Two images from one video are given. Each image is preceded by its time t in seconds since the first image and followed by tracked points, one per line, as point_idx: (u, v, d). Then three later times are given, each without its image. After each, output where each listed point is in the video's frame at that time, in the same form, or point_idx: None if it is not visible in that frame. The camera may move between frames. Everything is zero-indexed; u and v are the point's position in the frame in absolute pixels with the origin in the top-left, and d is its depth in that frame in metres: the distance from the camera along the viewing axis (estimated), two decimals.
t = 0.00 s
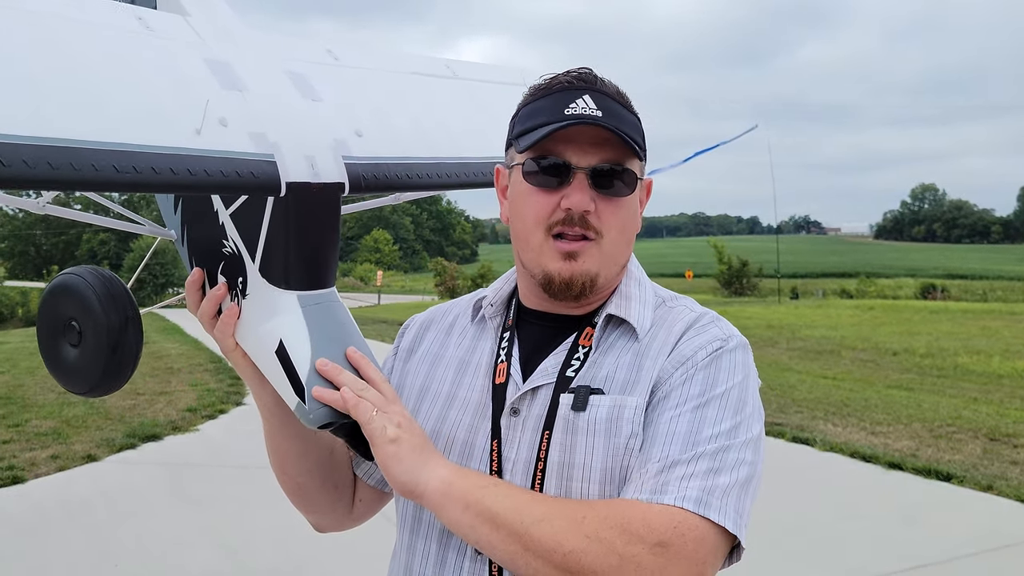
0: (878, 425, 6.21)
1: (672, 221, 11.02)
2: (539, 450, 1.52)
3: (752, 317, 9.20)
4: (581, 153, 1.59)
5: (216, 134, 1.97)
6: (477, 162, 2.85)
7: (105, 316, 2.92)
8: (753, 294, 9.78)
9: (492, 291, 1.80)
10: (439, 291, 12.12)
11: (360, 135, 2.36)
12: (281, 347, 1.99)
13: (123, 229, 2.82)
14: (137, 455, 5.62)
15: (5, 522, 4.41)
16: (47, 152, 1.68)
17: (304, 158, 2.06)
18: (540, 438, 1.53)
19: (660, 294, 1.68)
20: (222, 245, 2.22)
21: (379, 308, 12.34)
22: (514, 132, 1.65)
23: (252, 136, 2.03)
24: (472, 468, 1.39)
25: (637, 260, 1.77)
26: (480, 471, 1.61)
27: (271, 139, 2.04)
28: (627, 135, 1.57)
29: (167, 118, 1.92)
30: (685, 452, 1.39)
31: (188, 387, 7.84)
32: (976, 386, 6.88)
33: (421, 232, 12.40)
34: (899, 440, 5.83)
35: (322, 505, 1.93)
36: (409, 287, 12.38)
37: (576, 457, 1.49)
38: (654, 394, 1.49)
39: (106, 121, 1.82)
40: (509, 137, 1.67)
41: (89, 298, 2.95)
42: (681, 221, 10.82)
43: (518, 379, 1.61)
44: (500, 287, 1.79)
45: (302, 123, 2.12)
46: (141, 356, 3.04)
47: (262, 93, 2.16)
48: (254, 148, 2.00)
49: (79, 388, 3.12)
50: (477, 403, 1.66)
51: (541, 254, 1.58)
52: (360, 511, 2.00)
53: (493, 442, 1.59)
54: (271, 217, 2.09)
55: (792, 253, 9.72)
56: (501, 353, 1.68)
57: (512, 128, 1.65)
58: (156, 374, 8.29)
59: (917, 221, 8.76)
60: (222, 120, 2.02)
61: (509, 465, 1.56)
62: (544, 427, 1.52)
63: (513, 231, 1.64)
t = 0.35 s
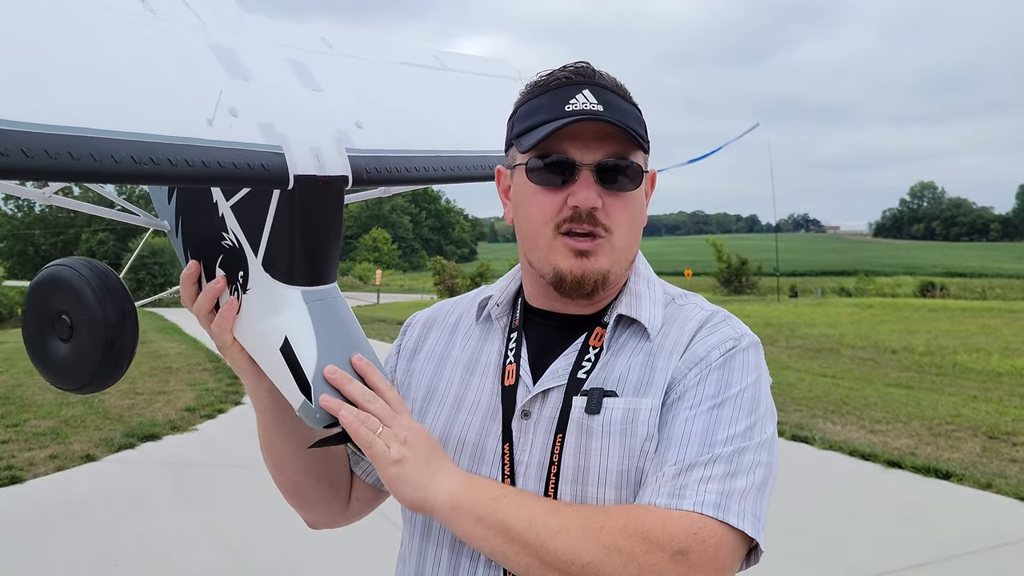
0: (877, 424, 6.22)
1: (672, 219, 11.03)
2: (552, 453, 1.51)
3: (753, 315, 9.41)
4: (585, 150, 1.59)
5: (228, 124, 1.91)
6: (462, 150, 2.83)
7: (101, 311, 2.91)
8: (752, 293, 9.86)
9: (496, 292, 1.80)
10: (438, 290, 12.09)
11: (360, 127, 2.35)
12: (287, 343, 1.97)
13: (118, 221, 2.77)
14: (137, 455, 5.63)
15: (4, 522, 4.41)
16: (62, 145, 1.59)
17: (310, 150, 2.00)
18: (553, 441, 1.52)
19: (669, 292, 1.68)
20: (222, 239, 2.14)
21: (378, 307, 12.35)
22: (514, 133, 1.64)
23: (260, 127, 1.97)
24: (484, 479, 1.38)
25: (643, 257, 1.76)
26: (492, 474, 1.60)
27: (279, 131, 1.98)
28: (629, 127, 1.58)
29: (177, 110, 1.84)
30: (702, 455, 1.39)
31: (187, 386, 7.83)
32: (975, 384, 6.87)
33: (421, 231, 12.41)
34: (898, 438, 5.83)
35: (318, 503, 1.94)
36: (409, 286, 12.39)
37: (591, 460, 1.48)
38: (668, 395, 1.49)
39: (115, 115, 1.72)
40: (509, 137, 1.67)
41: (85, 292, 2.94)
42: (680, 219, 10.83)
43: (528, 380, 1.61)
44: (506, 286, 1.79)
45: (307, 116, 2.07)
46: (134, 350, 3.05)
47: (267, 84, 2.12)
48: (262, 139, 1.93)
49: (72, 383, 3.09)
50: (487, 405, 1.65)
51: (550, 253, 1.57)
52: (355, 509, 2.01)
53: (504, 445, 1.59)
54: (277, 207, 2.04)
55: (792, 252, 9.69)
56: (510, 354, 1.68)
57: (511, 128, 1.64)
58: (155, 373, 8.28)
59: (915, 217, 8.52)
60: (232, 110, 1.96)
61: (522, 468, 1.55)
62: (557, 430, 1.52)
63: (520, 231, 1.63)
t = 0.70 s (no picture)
0: (870, 422, 6.24)
1: (665, 218, 11.04)
2: (555, 453, 1.51)
3: (746, 314, 9.41)
4: (587, 149, 1.59)
5: (192, 120, 1.95)
6: (437, 157, 2.82)
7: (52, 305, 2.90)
8: (746, 291, 9.90)
9: (498, 291, 1.80)
10: (432, 289, 12.06)
11: (330, 129, 2.36)
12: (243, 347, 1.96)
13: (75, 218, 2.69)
14: (128, 455, 5.60)
15: None
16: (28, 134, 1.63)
17: (275, 149, 1.99)
18: (556, 441, 1.52)
19: (673, 291, 1.67)
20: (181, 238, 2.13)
21: (371, 307, 12.32)
22: (515, 130, 1.64)
23: (226, 124, 1.97)
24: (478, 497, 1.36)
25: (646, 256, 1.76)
26: (495, 474, 1.60)
27: (247, 129, 1.97)
28: (631, 124, 1.57)
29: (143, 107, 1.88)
30: (704, 455, 1.39)
31: (179, 386, 7.80)
32: (968, 381, 6.90)
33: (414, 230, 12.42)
34: (891, 436, 5.85)
35: (299, 500, 1.91)
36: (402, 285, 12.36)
37: (594, 461, 1.48)
38: (672, 395, 1.48)
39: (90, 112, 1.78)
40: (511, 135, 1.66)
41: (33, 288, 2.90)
42: (673, 218, 10.84)
43: (531, 380, 1.60)
44: (509, 285, 1.78)
45: (274, 113, 2.06)
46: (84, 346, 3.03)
47: (234, 79, 2.16)
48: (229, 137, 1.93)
49: (16, 382, 3.05)
50: (490, 404, 1.65)
51: (554, 254, 1.56)
52: (340, 506, 1.95)
53: (508, 445, 1.59)
54: (240, 206, 2.00)
55: (785, 249, 9.62)
56: (513, 354, 1.67)
57: (514, 127, 1.64)
58: (147, 373, 8.25)
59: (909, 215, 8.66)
60: (198, 106, 1.99)
61: (526, 469, 1.55)
62: (560, 430, 1.51)
63: (522, 231, 1.62)
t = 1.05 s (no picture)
0: (864, 418, 6.26)
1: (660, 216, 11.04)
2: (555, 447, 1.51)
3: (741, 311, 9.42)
4: (598, 144, 1.58)
5: (138, 119, 1.81)
6: (405, 126, 2.70)
7: (31, 325, 2.84)
8: (741, 288, 9.95)
9: (501, 286, 1.80)
10: (427, 287, 12.03)
11: (291, 110, 2.26)
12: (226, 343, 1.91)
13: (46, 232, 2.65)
14: (123, 453, 5.57)
15: None
16: None
17: (236, 142, 1.91)
18: (556, 435, 1.52)
19: (674, 286, 1.67)
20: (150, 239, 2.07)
21: (366, 304, 12.30)
22: (526, 125, 1.63)
23: (176, 118, 1.87)
24: (471, 481, 1.34)
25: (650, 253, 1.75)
26: (497, 469, 1.60)
27: (198, 122, 1.88)
28: (642, 120, 1.57)
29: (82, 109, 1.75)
30: (695, 446, 1.39)
31: (174, 383, 7.78)
32: (962, 377, 6.91)
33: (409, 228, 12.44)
34: (886, 432, 5.86)
35: (298, 496, 1.93)
36: (397, 283, 12.32)
37: (589, 451, 1.48)
38: (669, 388, 1.48)
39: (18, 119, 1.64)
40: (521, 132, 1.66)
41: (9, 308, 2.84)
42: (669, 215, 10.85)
43: (533, 375, 1.60)
44: (512, 280, 1.78)
45: (225, 102, 1.97)
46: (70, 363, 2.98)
47: (182, 73, 2.05)
48: (180, 132, 1.84)
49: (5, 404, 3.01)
50: (492, 399, 1.64)
51: (562, 248, 1.56)
52: (341, 499, 1.99)
53: (510, 440, 1.59)
54: (204, 203, 1.96)
55: (779, 247, 9.75)
56: (515, 349, 1.67)
57: (524, 121, 1.63)
58: (142, 371, 8.21)
59: (903, 212, 8.79)
60: (143, 104, 1.86)
61: (527, 463, 1.55)
62: (560, 424, 1.51)
63: (530, 226, 1.62)
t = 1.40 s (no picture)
0: (861, 415, 6.27)
1: (657, 213, 11.05)
2: (555, 445, 1.51)
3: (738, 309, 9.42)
4: (587, 143, 1.58)
5: (128, 159, 1.84)
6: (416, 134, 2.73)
7: (48, 360, 2.82)
8: (738, 286, 9.97)
9: (499, 286, 1.80)
10: (424, 285, 12.01)
11: (291, 133, 2.29)
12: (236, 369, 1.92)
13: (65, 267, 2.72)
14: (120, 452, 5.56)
15: None
16: None
17: (231, 170, 1.94)
18: (556, 433, 1.52)
19: (672, 283, 1.67)
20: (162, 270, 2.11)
21: (363, 302, 12.28)
22: (516, 125, 1.63)
23: (169, 154, 1.89)
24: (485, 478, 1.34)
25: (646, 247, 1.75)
26: (497, 468, 1.60)
27: (194, 156, 1.91)
28: (630, 118, 1.56)
29: (71, 157, 1.77)
30: (697, 445, 1.38)
31: (171, 382, 7.76)
32: (959, 375, 6.91)
33: (407, 226, 12.44)
34: (883, 430, 5.88)
35: (322, 508, 1.92)
36: (395, 281, 12.28)
37: (591, 450, 1.48)
38: (669, 386, 1.48)
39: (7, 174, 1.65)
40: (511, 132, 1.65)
41: (29, 346, 2.83)
42: (666, 213, 10.86)
43: (531, 372, 1.60)
44: (509, 279, 1.79)
45: (218, 131, 2.01)
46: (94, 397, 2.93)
47: (173, 108, 2.08)
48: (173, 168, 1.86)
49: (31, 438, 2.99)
50: (491, 398, 1.64)
51: (554, 247, 1.56)
52: (364, 506, 1.96)
53: (509, 438, 1.58)
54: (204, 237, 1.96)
55: (777, 244, 9.74)
56: (513, 347, 1.67)
57: (514, 122, 1.63)
58: (139, 369, 8.20)
59: (899, 210, 8.80)
60: (134, 143, 1.88)
61: (527, 461, 1.55)
62: (560, 422, 1.51)
63: (522, 225, 1.62)
